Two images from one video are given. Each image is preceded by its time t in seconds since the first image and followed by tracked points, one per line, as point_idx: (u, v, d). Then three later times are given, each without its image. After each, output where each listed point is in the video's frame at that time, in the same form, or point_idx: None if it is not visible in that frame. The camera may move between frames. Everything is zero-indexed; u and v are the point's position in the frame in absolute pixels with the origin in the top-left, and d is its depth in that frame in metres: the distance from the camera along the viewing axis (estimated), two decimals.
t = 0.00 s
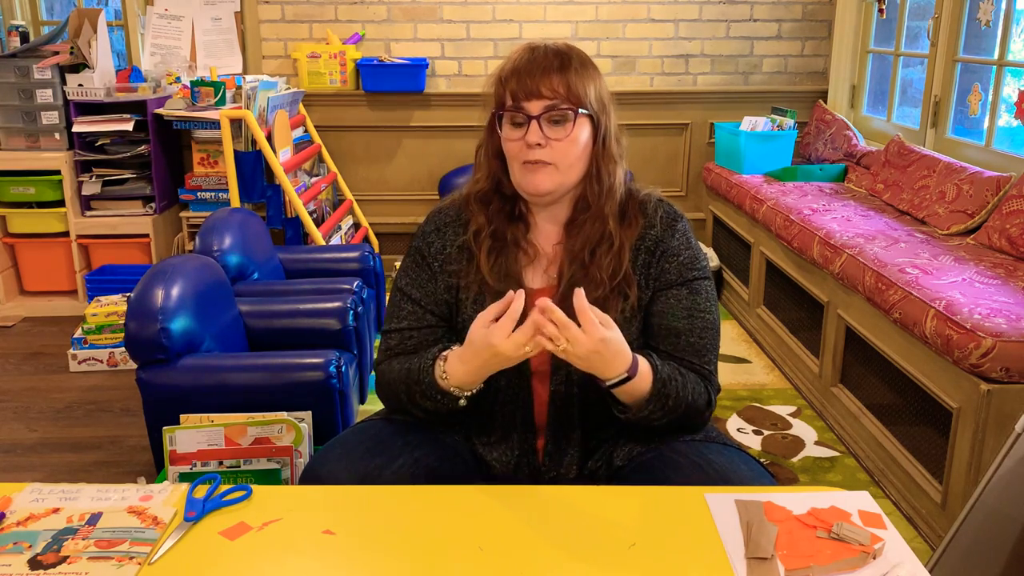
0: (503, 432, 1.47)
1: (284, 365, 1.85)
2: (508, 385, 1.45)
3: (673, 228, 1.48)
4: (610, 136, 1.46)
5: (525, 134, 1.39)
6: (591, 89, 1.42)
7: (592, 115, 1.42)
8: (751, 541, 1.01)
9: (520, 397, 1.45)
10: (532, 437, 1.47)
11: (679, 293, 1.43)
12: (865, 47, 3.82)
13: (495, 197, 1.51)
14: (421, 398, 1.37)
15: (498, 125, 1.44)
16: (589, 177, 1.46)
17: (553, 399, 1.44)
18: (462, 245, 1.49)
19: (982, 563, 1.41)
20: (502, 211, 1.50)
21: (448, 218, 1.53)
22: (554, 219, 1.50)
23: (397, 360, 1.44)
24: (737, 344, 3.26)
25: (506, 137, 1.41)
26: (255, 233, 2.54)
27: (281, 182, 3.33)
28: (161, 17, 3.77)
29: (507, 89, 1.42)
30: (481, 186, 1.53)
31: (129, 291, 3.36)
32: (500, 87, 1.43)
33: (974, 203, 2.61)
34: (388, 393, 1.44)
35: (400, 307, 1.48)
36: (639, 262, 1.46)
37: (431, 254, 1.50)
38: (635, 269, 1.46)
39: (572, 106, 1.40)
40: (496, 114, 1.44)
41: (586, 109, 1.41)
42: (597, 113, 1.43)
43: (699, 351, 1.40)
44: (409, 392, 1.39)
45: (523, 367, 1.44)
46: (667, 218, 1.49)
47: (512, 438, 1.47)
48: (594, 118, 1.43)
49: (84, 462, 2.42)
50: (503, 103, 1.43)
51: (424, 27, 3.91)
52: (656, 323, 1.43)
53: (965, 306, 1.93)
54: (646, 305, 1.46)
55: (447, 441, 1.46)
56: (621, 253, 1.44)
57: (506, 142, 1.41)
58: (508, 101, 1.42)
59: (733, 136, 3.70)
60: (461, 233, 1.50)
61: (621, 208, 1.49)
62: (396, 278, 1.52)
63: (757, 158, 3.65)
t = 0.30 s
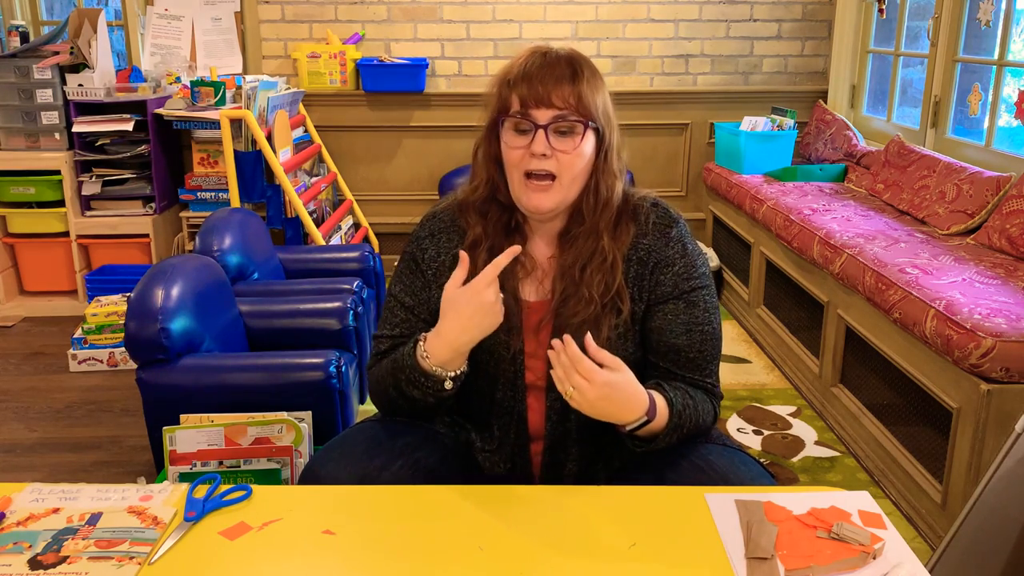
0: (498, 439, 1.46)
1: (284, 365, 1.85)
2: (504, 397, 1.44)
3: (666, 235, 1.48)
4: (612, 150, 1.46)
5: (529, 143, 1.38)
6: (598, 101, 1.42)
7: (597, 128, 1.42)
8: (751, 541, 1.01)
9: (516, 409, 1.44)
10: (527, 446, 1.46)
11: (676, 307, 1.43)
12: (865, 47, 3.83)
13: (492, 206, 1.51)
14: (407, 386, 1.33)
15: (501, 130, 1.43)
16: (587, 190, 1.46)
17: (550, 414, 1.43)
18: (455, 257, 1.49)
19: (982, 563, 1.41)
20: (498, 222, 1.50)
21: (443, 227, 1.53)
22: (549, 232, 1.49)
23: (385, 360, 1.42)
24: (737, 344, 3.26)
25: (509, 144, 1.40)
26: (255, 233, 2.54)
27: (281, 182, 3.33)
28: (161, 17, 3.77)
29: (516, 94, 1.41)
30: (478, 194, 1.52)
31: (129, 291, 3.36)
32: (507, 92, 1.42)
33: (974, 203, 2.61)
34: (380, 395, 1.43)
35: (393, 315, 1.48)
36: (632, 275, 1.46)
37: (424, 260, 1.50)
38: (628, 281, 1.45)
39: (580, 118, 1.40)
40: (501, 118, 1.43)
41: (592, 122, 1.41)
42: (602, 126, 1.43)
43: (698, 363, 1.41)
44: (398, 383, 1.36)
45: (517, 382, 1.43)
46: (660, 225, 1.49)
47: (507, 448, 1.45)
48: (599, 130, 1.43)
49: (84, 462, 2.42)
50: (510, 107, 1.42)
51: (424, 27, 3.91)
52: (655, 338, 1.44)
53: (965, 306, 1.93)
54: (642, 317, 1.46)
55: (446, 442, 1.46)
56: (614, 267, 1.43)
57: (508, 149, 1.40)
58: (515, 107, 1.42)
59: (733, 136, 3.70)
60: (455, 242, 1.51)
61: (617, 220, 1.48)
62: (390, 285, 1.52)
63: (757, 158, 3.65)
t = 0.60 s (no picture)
0: (495, 437, 1.46)
1: (285, 365, 1.85)
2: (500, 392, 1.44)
3: (665, 235, 1.48)
4: (611, 157, 1.46)
5: (530, 147, 1.38)
6: (600, 107, 1.42)
7: (598, 135, 1.42)
8: (751, 541, 1.01)
9: (511, 407, 1.44)
10: (523, 445, 1.45)
11: (675, 303, 1.43)
12: (865, 47, 3.83)
13: (489, 207, 1.51)
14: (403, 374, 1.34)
15: (501, 134, 1.42)
16: (587, 196, 1.46)
17: (546, 413, 1.42)
18: (450, 258, 1.49)
19: (982, 563, 1.41)
20: (495, 222, 1.49)
21: (439, 228, 1.54)
22: (546, 236, 1.49)
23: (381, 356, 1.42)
24: (737, 344, 3.26)
25: (509, 148, 1.40)
26: (255, 233, 2.54)
27: (281, 182, 3.33)
28: (161, 16, 3.77)
29: (519, 98, 1.40)
30: (475, 196, 1.52)
31: (129, 291, 3.36)
32: (509, 93, 1.41)
33: (974, 203, 2.61)
34: (376, 391, 1.43)
35: (388, 316, 1.48)
36: (632, 272, 1.46)
37: (419, 261, 1.50)
38: (628, 279, 1.45)
39: (582, 125, 1.40)
40: (501, 121, 1.43)
41: (594, 129, 1.41)
42: (603, 132, 1.43)
43: (696, 360, 1.41)
44: (395, 374, 1.36)
45: (513, 381, 1.43)
46: (658, 225, 1.50)
47: (503, 447, 1.45)
48: (599, 137, 1.43)
49: (84, 461, 2.42)
50: (511, 111, 1.41)
51: (424, 27, 3.91)
52: (654, 333, 1.43)
53: (965, 306, 1.93)
54: (641, 315, 1.46)
55: (444, 442, 1.46)
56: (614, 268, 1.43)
57: (508, 153, 1.40)
58: (517, 110, 1.41)
59: (733, 136, 3.70)
60: (449, 242, 1.51)
61: (616, 225, 1.48)
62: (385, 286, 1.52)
63: (757, 158, 3.64)
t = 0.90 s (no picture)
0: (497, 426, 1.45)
1: (285, 365, 1.85)
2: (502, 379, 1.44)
3: (660, 228, 1.49)
4: (609, 148, 1.47)
5: (531, 135, 1.38)
6: (599, 99, 1.43)
7: (597, 126, 1.43)
8: (751, 541, 1.01)
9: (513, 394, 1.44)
10: (525, 437, 1.45)
11: (672, 294, 1.43)
12: (865, 47, 3.83)
13: (488, 196, 1.51)
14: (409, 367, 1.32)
15: (502, 121, 1.42)
16: (585, 186, 1.47)
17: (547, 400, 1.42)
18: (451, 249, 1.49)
19: (982, 563, 1.41)
20: (493, 212, 1.51)
21: (439, 220, 1.54)
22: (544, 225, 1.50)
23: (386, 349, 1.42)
24: (737, 344, 3.26)
25: (510, 135, 1.40)
26: (255, 233, 2.54)
27: (281, 182, 3.33)
28: (161, 16, 3.77)
29: (521, 86, 1.41)
30: (475, 187, 1.52)
31: (129, 291, 3.36)
32: (511, 83, 1.42)
33: (975, 203, 2.61)
34: (378, 386, 1.42)
35: (392, 309, 1.48)
36: (628, 263, 1.46)
37: (421, 254, 1.50)
38: (624, 270, 1.46)
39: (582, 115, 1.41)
40: (503, 109, 1.43)
41: (593, 120, 1.42)
42: (601, 124, 1.44)
43: (694, 351, 1.40)
44: (400, 366, 1.34)
45: (514, 369, 1.43)
46: (654, 219, 1.50)
47: (505, 437, 1.45)
48: (598, 128, 1.44)
49: (85, 462, 2.42)
50: (513, 99, 1.42)
51: (424, 27, 3.91)
52: (651, 324, 1.43)
53: (965, 306, 1.93)
54: (637, 306, 1.46)
55: (445, 441, 1.45)
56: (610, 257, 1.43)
57: (509, 139, 1.40)
58: (519, 98, 1.42)
59: (733, 136, 3.70)
60: (450, 235, 1.51)
61: (613, 213, 1.49)
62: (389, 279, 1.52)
63: (757, 158, 3.64)
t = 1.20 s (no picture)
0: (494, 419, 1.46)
1: (285, 365, 1.85)
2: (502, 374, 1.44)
3: (655, 226, 1.49)
4: (610, 153, 1.47)
5: (534, 135, 1.38)
6: (602, 103, 1.42)
7: (599, 130, 1.44)
8: (751, 541, 1.01)
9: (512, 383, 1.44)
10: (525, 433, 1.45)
11: (667, 292, 1.43)
12: (865, 47, 3.83)
13: (489, 189, 1.51)
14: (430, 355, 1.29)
15: (506, 120, 1.42)
16: (583, 186, 1.47)
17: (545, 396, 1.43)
18: (457, 239, 1.50)
19: (982, 563, 1.41)
20: (495, 206, 1.50)
21: (442, 210, 1.54)
22: (544, 220, 1.50)
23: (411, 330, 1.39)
24: (737, 344, 3.26)
25: (513, 135, 1.40)
26: (255, 233, 2.54)
27: (281, 182, 3.33)
28: (161, 16, 3.77)
29: (528, 87, 1.41)
30: (476, 179, 1.52)
31: (129, 291, 3.36)
32: (518, 82, 1.42)
33: (975, 203, 2.61)
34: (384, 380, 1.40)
35: (403, 289, 1.47)
36: (623, 261, 1.47)
37: (432, 241, 1.51)
38: (618, 267, 1.46)
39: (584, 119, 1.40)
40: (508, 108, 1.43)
41: (595, 124, 1.42)
42: (603, 127, 1.44)
43: (690, 349, 1.41)
44: (425, 354, 1.30)
45: (514, 363, 1.43)
46: (649, 217, 1.50)
47: (504, 432, 1.45)
48: (599, 132, 1.44)
49: (85, 462, 2.42)
50: (519, 99, 1.42)
51: (424, 27, 3.91)
52: (646, 322, 1.44)
53: (965, 306, 1.93)
54: (632, 303, 1.46)
55: (444, 440, 1.46)
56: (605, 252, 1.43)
57: (511, 139, 1.40)
58: (525, 98, 1.41)
59: (733, 136, 3.70)
60: (454, 225, 1.51)
61: (609, 211, 1.48)
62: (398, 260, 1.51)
63: (757, 158, 3.64)
